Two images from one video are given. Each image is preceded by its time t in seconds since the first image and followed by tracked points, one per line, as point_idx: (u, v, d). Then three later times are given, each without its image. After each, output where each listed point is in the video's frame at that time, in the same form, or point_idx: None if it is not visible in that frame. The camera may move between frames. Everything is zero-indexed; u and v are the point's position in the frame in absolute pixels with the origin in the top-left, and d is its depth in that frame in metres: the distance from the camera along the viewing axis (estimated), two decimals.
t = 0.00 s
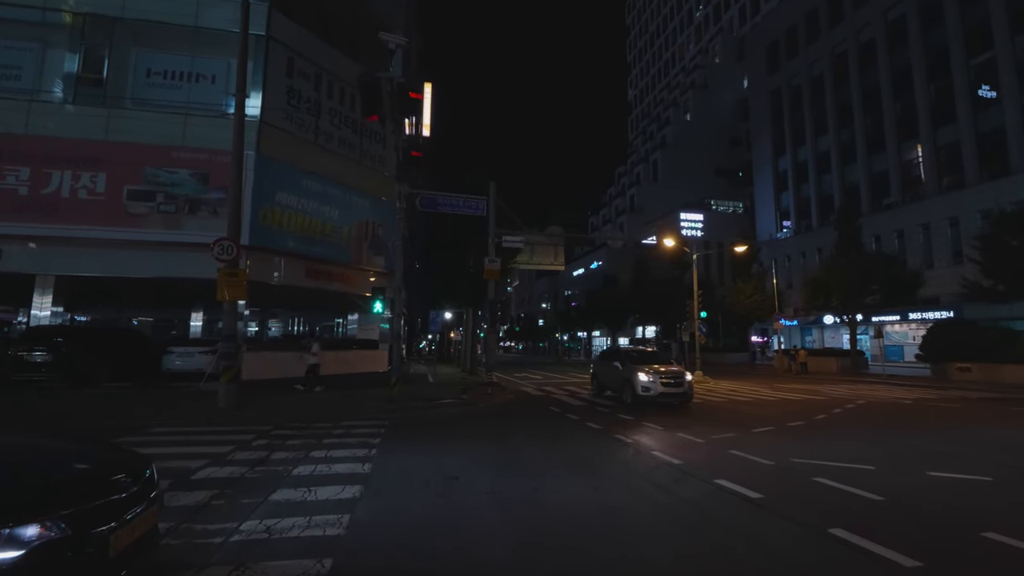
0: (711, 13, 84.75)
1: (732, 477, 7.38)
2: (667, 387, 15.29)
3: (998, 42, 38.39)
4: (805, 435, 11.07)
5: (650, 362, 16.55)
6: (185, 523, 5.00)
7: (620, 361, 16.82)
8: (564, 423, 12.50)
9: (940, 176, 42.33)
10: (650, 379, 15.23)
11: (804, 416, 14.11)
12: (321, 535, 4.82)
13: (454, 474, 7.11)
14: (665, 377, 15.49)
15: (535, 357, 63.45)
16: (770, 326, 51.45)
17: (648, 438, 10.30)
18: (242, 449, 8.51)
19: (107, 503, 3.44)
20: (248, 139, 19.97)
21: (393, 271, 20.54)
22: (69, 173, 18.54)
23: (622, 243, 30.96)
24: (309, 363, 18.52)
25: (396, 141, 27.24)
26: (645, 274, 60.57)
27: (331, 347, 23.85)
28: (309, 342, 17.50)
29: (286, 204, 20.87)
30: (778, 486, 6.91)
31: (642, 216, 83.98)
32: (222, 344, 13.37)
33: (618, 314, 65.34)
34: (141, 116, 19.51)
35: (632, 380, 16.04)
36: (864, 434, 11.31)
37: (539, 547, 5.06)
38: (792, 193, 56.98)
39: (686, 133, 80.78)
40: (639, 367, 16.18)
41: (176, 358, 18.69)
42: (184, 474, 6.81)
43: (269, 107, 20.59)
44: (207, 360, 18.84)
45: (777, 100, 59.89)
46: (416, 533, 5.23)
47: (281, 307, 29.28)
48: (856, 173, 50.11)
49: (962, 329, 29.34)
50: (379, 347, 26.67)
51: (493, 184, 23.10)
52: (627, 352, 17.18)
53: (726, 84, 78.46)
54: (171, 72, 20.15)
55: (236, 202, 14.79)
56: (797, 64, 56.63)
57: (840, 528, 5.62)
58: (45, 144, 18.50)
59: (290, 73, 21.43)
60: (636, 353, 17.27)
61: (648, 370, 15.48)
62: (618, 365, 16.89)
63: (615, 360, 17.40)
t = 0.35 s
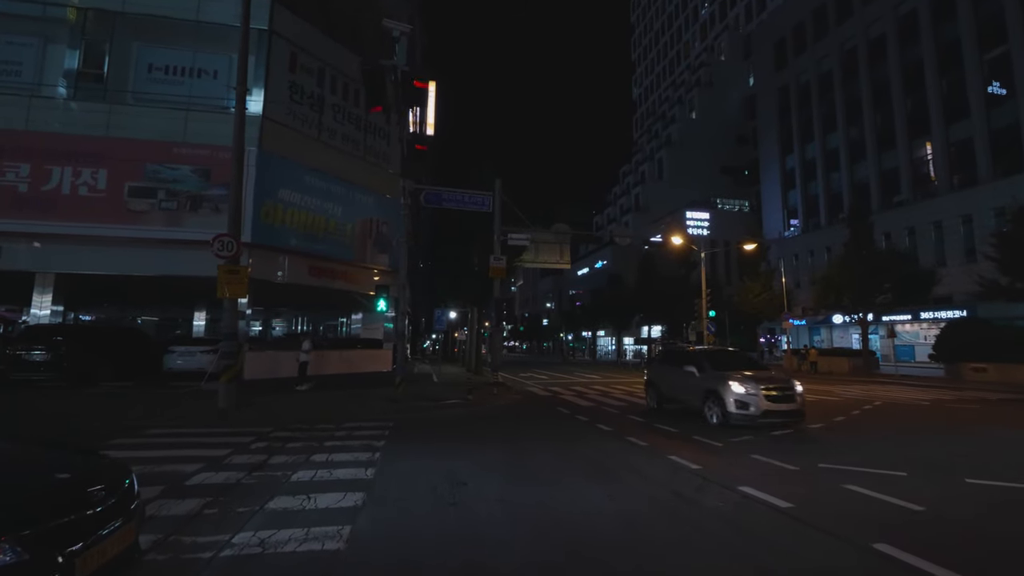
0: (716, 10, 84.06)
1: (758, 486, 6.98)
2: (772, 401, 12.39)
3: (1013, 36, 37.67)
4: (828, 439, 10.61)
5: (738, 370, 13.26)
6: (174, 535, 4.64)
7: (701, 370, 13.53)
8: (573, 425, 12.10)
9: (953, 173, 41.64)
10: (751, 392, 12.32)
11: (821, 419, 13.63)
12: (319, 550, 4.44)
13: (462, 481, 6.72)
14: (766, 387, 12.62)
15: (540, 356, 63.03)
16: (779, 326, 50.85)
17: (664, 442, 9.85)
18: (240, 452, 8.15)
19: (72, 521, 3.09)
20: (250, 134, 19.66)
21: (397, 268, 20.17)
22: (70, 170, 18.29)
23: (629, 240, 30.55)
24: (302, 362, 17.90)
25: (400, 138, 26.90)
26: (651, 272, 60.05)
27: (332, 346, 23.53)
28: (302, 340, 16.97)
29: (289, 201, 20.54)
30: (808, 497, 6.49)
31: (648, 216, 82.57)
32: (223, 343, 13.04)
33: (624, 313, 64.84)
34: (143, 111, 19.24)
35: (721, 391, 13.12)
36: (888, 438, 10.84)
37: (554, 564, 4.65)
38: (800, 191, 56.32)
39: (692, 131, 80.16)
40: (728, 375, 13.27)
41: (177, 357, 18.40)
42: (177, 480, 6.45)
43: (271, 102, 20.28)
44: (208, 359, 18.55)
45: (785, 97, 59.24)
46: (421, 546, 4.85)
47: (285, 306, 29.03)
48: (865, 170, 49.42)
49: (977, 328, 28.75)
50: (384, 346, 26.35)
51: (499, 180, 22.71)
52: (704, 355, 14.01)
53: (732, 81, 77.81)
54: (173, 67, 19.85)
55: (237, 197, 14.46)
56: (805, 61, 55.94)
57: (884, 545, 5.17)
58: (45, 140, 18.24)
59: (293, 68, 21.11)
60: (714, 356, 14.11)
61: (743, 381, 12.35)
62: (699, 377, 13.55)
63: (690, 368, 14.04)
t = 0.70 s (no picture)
0: (720, 8, 83.49)
1: (783, 496, 6.54)
2: (1014, 436, 7.15)
3: None
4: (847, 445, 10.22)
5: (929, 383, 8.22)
6: (155, 552, 4.27)
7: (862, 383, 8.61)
8: (581, 427, 11.70)
9: (963, 171, 41.04)
10: (972, 420, 7.13)
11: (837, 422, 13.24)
12: (311, 569, 4.04)
13: (467, 489, 6.33)
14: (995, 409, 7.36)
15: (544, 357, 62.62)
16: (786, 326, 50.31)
17: (678, 446, 9.43)
18: (236, 457, 7.78)
19: (30, 547, 2.76)
20: (250, 131, 19.33)
21: (400, 266, 19.78)
22: (68, 167, 17.98)
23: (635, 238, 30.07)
24: (291, 364, 17.33)
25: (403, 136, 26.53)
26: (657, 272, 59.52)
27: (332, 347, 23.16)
28: (290, 341, 16.39)
29: (290, 199, 20.19)
30: (837, 509, 6.07)
31: (651, 215, 82.31)
32: (220, 343, 12.66)
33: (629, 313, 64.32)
34: (142, 108, 18.95)
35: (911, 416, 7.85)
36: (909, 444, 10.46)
37: None
38: (806, 190, 55.74)
39: (696, 129, 79.61)
40: (913, 390, 8.04)
41: (176, 357, 18.08)
42: (164, 489, 6.07)
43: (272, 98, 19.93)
44: (208, 360, 18.22)
45: (791, 95, 58.66)
46: (424, 561, 4.45)
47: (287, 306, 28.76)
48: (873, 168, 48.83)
49: (990, 328, 28.21)
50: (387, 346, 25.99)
51: (503, 178, 22.28)
52: (858, 357, 9.05)
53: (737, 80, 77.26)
54: (172, 63, 19.55)
55: (235, 194, 14.11)
56: (811, 58, 55.35)
57: (930, 563, 4.70)
58: (42, 137, 17.94)
59: (294, 65, 20.78)
60: (872, 358, 9.13)
61: (954, 400, 7.42)
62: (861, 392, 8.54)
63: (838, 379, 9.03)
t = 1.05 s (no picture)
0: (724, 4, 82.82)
1: (811, 508, 6.09)
2: None
3: None
4: (868, 450, 9.76)
5: None
6: None
7: None
8: (589, 431, 11.25)
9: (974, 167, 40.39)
10: None
11: (854, 425, 12.77)
12: None
13: (471, 502, 5.88)
14: None
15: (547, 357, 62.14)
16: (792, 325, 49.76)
17: (693, 452, 8.95)
18: (226, 465, 7.36)
19: None
20: (247, 127, 18.91)
21: (400, 265, 19.31)
22: (62, 164, 17.59)
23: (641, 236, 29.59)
24: (277, 363, 16.59)
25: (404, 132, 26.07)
26: (661, 271, 58.98)
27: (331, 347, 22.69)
28: (279, 340, 15.85)
29: (289, 196, 19.76)
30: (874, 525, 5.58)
31: (655, 214, 81.73)
32: (215, 344, 12.25)
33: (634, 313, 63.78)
34: (138, 103, 18.54)
35: None
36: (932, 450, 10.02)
37: None
38: (812, 187, 55.11)
39: (700, 127, 78.98)
40: None
41: (173, 358, 17.76)
42: (146, 502, 5.66)
43: (271, 94, 19.52)
44: (205, 361, 17.87)
45: (796, 92, 58.03)
46: None
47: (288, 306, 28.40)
48: (881, 165, 48.17)
49: (1004, 327, 27.63)
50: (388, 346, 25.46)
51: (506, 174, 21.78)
52: None
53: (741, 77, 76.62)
54: (168, 57, 19.13)
55: (230, 190, 13.69)
56: (817, 54, 54.72)
57: None
58: (36, 134, 17.55)
59: (293, 59, 20.36)
60: None
61: None
62: None
63: None
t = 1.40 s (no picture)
0: (728, 3, 82.31)
1: (843, 522, 5.59)
2: None
3: None
4: (890, 455, 9.31)
5: None
6: None
7: None
8: (597, 435, 10.77)
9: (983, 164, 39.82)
10: None
11: (869, 428, 12.33)
12: None
13: (473, 516, 5.40)
14: None
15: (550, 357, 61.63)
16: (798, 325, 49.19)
17: (709, 459, 8.46)
18: (211, 472, 6.88)
19: None
20: (244, 121, 18.48)
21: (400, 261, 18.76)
22: (54, 158, 17.17)
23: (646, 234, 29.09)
24: (264, 363, 16.02)
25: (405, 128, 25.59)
26: (665, 270, 58.38)
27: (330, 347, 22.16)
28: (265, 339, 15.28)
29: (287, 191, 19.30)
30: (919, 540, 5.07)
31: (658, 213, 81.11)
32: (207, 343, 11.79)
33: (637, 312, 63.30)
34: (134, 96, 18.13)
35: None
36: (958, 454, 9.54)
37: None
38: (818, 186, 54.49)
39: (703, 126, 78.38)
40: None
41: (167, 357, 17.33)
42: (118, 514, 5.21)
43: (268, 87, 19.08)
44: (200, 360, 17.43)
45: (801, 89, 57.42)
46: None
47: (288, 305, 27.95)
48: (888, 163, 47.55)
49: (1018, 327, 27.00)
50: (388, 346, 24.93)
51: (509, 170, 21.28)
52: None
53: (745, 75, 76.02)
54: (164, 49, 18.70)
55: (223, 184, 13.23)
56: (823, 51, 54.14)
57: None
58: (27, 127, 17.12)
59: (291, 52, 19.92)
60: None
61: None
62: None
63: None
